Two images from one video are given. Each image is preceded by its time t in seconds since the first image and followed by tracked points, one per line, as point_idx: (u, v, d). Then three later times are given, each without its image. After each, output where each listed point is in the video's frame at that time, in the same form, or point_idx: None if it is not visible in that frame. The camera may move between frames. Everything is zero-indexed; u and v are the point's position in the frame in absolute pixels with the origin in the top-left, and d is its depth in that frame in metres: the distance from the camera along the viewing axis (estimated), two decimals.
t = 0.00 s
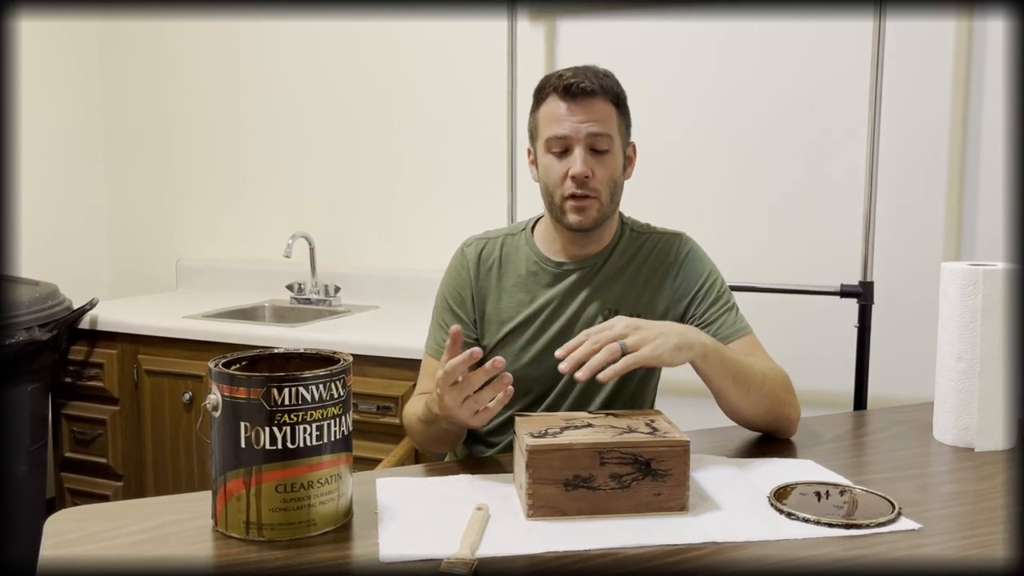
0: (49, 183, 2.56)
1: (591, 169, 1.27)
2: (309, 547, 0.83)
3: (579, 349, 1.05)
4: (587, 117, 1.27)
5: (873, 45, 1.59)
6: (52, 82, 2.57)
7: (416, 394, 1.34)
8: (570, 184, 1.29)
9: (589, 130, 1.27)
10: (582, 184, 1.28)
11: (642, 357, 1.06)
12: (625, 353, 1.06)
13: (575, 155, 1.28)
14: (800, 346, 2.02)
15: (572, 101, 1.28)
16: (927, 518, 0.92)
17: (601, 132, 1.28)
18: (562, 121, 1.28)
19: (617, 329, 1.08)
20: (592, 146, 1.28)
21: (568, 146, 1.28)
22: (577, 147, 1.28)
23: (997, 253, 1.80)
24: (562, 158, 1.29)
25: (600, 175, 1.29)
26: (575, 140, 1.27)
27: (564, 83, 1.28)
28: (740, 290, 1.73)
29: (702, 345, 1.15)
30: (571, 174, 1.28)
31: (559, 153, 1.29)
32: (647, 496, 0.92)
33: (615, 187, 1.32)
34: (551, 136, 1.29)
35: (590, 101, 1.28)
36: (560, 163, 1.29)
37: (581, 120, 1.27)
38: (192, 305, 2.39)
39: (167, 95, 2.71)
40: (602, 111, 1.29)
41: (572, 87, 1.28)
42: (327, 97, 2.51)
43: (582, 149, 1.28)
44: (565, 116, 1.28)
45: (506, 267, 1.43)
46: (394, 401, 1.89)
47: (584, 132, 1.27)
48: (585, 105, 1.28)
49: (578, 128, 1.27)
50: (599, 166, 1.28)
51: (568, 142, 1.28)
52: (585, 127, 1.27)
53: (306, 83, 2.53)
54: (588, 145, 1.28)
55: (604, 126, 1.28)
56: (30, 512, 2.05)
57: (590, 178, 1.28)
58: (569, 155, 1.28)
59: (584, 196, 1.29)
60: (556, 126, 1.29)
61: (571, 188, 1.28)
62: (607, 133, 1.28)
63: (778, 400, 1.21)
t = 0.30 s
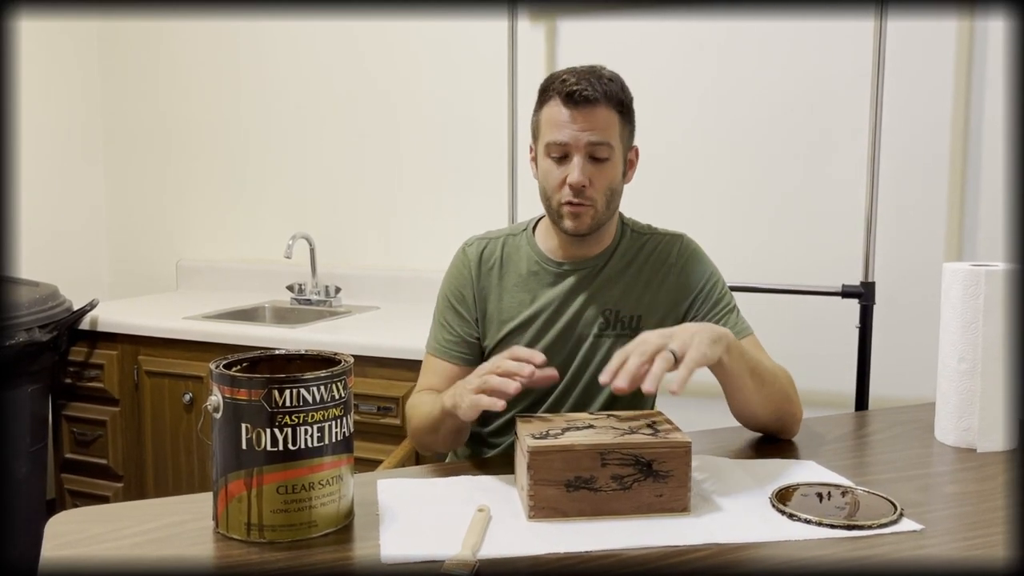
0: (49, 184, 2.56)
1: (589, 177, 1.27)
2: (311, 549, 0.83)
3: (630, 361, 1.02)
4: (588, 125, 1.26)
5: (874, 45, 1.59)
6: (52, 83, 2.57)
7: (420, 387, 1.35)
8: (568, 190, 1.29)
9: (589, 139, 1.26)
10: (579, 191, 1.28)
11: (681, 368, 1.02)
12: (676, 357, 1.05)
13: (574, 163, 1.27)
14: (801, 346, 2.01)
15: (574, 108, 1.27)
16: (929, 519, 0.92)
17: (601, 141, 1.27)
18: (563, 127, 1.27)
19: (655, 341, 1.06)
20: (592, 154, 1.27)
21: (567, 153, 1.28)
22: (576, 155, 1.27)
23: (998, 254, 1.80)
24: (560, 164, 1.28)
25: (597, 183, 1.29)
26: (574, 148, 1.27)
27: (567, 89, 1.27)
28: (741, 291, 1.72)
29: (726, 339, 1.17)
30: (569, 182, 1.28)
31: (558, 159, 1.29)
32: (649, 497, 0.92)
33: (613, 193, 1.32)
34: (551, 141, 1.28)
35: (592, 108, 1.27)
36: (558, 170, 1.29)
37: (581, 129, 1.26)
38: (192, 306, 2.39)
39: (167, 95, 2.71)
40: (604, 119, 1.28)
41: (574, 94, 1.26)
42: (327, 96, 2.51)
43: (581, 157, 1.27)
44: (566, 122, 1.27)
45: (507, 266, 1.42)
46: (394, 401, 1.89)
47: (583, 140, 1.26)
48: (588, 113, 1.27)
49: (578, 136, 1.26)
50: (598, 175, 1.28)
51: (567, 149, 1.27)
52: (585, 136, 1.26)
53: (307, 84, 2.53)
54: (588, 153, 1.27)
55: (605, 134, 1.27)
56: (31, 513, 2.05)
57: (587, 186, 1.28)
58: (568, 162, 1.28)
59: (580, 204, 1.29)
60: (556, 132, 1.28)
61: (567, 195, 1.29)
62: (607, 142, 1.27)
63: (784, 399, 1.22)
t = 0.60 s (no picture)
0: (48, 184, 2.56)
1: (600, 176, 1.27)
2: (309, 550, 0.83)
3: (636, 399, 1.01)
4: (605, 124, 1.26)
5: (874, 45, 1.59)
6: (52, 83, 2.57)
7: (422, 395, 1.36)
8: (577, 187, 1.29)
9: (605, 137, 1.26)
10: (588, 189, 1.28)
11: (667, 391, 1.02)
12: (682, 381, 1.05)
13: (587, 160, 1.27)
14: (801, 346, 2.01)
15: (592, 105, 1.27)
16: (929, 520, 0.92)
17: (616, 141, 1.27)
18: (579, 123, 1.27)
19: (657, 366, 1.07)
20: (605, 153, 1.27)
21: (581, 149, 1.27)
22: (590, 152, 1.27)
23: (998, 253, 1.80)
24: (573, 159, 1.28)
25: (608, 183, 1.28)
26: (589, 145, 1.27)
27: (588, 85, 1.27)
28: (741, 291, 1.72)
29: (729, 347, 1.17)
30: (579, 178, 1.27)
31: (571, 154, 1.28)
32: (649, 498, 0.92)
33: (621, 196, 1.32)
34: (566, 136, 1.28)
35: (611, 108, 1.27)
36: (570, 165, 1.28)
37: (598, 126, 1.26)
38: (192, 307, 2.39)
39: (167, 96, 2.71)
40: (621, 120, 1.28)
41: (595, 91, 1.26)
42: (327, 96, 2.51)
43: (594, 154, 1.27)
44: (582, 118, 1.27)
45: (507, 269, 1.42)
46: (394, 402, 1.88)
47: (599, 138, 1.26)
48: (606, 112, 1.27)
49: (594, 133, 1.26)
50: (608, 175, 1.28)
51: (582, 145, 1.27)
52: (601, 134, 1.26)
53: (306, 83, 2.53)
54: (601, 151, 1.27)
55: (620, 135, 1.27)
56: (30, 513, 2.04)
57: (597, 185, 1.27)
58: (580, 158, 1.28)
59: (588, 201, 1.28)
60: (572, 127, 1.27)
61: (576, 192, 1.28)
62: (621, 143, 1.27)
63: (786, 405, 1.22)
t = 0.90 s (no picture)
0: (47, 184, 2.55)
1: (605, 175, 1.27)
2: (309, 551, 0.83)
3: (636, 401, 1.01)
4: (609, 122, 1.26)
5: (874, 45, 1.59)
6: (51, 83, 2.57)
7: (422, 397, 1.36)
8: (581, 187, 1.28)
9: (609, 136, 1.26)
10: (593, 188, 1.27)
11: (667, 391, 1.02)
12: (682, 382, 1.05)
13: (591, 159, 1.27)
14: (801, 347, 2.01)
15: (595, 104, 1.27)
16: (930, 521, 0.91)
17: (620, 139, 1.27)
18: (582, 122, 1.27)
19: (657, 367, 1.07)
20: (609, 152, 1.27)
21: (585, 148, 1.27)
22: (594, 150, 1.27)
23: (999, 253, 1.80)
24: (577, 159, 1.28)
25: (613, 182, 1.28)
26: (593, 144, 1.27)
27: (591, 84, 1.27)
28: (741, 292, 1.72)
29: (729, 347, 1.17)
30: (584, 178, 1.27)
31: (575, 154, 1.28)
32: (649, 499, 0.92)
33: (625, 195, 1.32)
34: (570, 136, 1.28)
35: (614, 106, 1.27)
36: (574, 164, 1.28)
37: (602, 125, 1.26)
38: (192, 307, 2.39)
39: (166, 96, 2.71)
40: (624, 119, 1.28)
41: (598, 90, 1.26)
42: (327, 96, 2.50)
43: (598, 152, 1.27)
44: (585, 117, 1.27)
45: (507, 269, 1.42)
46: (394, 403, 1.88)
47: (603, 137, 1.26)
48: (610, 111, 1.27)
49: (598, 132, 1.26)
50: (613, 174, 1.28)
51: (586, 144, 1.27)
52: (605, 132, 1.26)
53: (306, 83, 2.52)
54: (605, 150, 1.27)
55: (624, 133, 1.27)
56: (29, 515, 2.04)
57: (602, 184, 1.27)
58: (584, 157, 1.27)
59: (593, 201, 1.28)
60: (575, 126, 1.27)
61: (581, 191, 1.28)
62: (625, 141, 1.28)
63: (786, 406, 1.22)
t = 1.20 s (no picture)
0: (46, 184, 2.55)
1: (607, 173, 1.27)
2: (309, 551, 0.82)
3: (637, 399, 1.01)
4: (610, 121, 1.26)
5: (875, 46, 1.58)
6: (50, 83, 2.56)
7: (422, 396, 1.36)
8: (583, 185, 1.28)
9: (611, 135, 1.26)
10: (594, 187, 1.27)
11: (668, 391, 1.02)
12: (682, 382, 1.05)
13: (593, 158, 1.27)
14: (801, 347, 2.01)
15: (596, 103, 1.26)
16: (931, 521, 0.91)
17: (621, 138, 1.27)
18: (584, 121, 1.27)
19: (659, 366, 1.07)
20: (611, 151, 1.27)
21: (586, 147, 1.27)
22: (596, 149, 1.27)
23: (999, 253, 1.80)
24: (578, 158, 1.28)
25: (614, 181, 1.28)
26: (595, 143, 1.26)
27: (592, 83, 1.27)
28: (741, 292, 1.72)
29: (732, 347, 1.17)
30: (586, 176, 1.27)
31: (576, 153, 1.28)
32: (650, 500, 0.92)
33: (626, 194, 1.32)
34: (571, 135, 1.28)
35: (615, 105, 1.27)
36: (576, 163, 1.28)
37: (604, 124, 1.26)
38: (191, 307, 2.38)
39: (166, 96, 2.70)
40: (625, 118, 1.27)
41: (600, 89, 1.26)
42: (327, 96, 2.50)
43: (600, 151, 1.27)
44: (587, 116, 1.26)
45: (508, 268, 1.42)
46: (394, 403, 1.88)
47: (604, 136, 1.26)
48: (611, 110, 1.27)
49: (600, 131, 1.26)
50: (614, 173, 1.28)
51: (588, 143, 1.27)
52: (606, 131, 1.26)
53: (306, 83, 2.52)
54: (607, 149, 1.27)
55: (625, 132, 1.27)
56: (28, 516, 2.03)
57: (604, 183, 1.27)
58: (586, 156, 1.27)
59: (595, 199, 1.28)
60: (577, 125, 1.27)
61: (583, 190, 1.28)
62: (627, 140, 1.27)
63: (788, 405, 1.22)
